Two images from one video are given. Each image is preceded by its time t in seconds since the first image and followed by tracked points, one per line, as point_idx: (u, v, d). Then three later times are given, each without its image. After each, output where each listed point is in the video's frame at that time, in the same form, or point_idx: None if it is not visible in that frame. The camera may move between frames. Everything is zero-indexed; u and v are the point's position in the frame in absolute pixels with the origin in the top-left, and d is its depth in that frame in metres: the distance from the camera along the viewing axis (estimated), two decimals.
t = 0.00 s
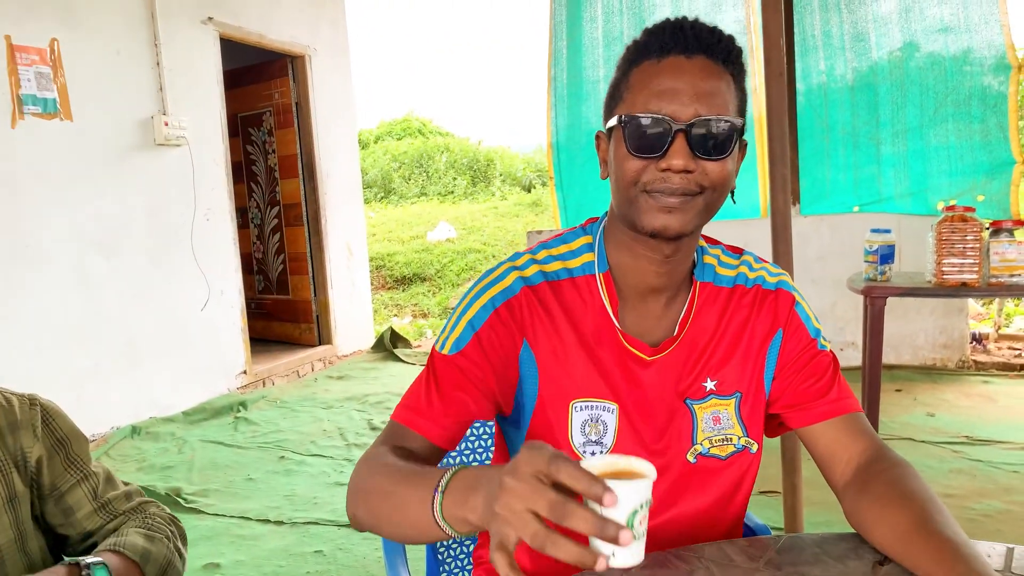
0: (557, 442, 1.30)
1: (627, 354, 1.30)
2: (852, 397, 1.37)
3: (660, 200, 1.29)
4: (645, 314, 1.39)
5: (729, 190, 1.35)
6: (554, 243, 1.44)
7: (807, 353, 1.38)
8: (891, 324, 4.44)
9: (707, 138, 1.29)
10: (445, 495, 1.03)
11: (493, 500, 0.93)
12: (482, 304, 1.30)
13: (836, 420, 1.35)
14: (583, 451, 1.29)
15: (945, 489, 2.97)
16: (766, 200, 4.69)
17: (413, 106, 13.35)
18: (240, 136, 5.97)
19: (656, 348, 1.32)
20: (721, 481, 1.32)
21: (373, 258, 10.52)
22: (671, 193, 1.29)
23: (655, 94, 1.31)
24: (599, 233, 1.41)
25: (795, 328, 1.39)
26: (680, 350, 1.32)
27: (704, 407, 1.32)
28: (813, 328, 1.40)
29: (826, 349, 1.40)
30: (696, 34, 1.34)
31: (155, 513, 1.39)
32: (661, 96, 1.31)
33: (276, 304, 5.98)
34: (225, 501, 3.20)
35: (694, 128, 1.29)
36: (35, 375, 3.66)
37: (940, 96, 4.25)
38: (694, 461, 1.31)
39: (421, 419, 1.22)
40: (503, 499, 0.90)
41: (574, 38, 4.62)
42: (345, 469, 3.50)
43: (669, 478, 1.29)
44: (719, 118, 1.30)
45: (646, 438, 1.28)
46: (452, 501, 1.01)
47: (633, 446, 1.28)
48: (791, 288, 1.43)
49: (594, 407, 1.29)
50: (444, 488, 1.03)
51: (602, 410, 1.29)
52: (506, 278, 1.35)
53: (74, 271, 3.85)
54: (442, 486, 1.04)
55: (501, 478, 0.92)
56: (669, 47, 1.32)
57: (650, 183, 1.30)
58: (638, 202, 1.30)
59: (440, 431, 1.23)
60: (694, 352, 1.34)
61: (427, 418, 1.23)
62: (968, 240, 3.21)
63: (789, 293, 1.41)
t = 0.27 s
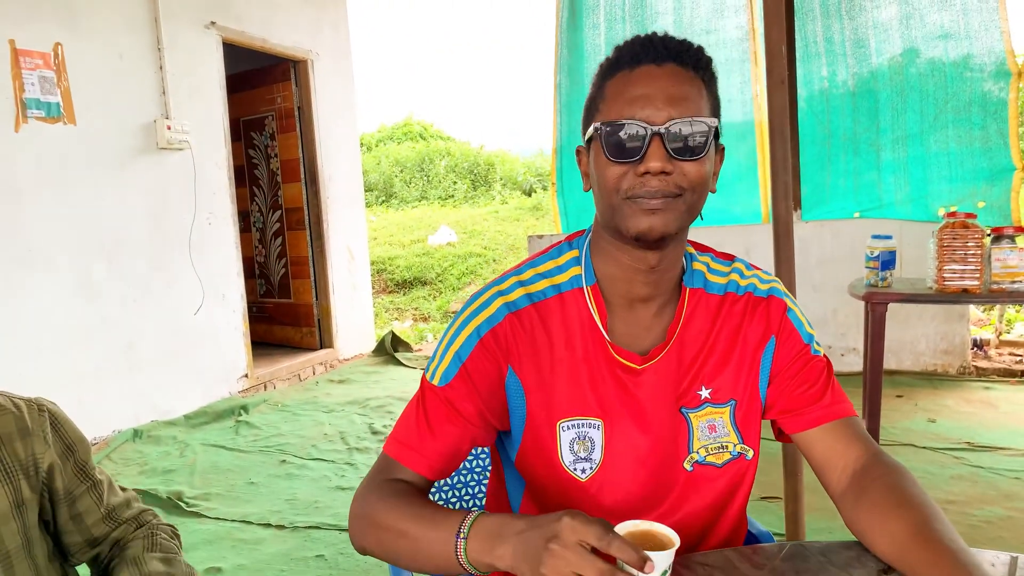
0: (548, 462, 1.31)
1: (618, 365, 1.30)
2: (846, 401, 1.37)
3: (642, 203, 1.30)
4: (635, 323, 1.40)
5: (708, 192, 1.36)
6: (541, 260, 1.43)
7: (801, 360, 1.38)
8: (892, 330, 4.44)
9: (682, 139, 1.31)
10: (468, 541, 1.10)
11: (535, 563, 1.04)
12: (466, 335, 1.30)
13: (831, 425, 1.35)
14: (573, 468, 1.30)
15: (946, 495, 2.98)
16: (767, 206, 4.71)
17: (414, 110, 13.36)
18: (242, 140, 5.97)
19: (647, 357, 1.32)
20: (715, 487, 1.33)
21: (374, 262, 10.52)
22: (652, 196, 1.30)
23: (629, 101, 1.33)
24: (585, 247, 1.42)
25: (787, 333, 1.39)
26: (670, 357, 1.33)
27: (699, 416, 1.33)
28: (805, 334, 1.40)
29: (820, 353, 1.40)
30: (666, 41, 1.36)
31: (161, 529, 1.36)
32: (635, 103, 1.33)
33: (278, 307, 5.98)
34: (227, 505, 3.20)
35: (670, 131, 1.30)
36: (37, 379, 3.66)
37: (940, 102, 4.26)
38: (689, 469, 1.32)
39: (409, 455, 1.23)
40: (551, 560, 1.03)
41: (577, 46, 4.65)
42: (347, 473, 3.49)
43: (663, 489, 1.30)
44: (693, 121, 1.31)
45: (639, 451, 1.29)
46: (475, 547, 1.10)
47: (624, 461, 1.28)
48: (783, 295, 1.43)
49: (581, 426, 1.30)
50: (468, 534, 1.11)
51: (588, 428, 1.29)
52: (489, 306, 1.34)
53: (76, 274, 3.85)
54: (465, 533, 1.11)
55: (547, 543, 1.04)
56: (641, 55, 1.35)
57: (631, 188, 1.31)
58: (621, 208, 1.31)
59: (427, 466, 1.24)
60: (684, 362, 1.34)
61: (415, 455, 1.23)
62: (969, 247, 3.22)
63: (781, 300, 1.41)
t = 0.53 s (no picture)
0: (532, 468, 1.34)
1: (595, 369, 1.34)
2: (824, 396, 1.39)
3: (608, 210, 1.35)
4: (610, 329, 1.43)
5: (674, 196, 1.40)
6: (519, 271, 1.46)
7: (779, 357, 1.39)
8: (893, 334, 4.43)
9: (643, 146, 1.36)
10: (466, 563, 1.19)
11: None
12: (448, 346, 1.34)
13: (809, 420, 1.37)
14: (556, 472, 1.33)
15: (946, 501, 2.97)
16: (767, 210, 4.69)
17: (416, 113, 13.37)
18: (243, 144, 5.98)
19: (624, 361, 1.36)
20: (697, 488, 1.34)
21: (375, 265, 10.53)
22: (618, 203, 1.35)
23: (590, 112, 1.38)
24: (559, 255, 1.47)
25: (764, 333, 1.41)
26: (646, 360, 1.36)
27: (678, 417, 1.36)
28: (783, 331, 1.42)
29: (799, 350, 1.41)
30: (623, 52, 1.41)
31: None
32: (596, 113, 1.38)
33: (279, 311, 5.99)
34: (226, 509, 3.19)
35: (630, 139, 1.35)
36: (37, 382, 3.67)
37: (939, 107, 4.27)
38: (672, 470, 1.34)
39: (399, 472, 1.28)
40: None
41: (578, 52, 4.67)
42: (346, 477, 3.49)
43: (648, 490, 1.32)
44: (653, 128, 1.36)
45: (620, 452, 1.31)
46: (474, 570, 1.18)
47: (604, 463, 1.31)
48: (757, 295, 1.46)
49: (561, 430, 1.33)
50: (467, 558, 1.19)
51: (568, 431, 1.32)
52: (468, 317, 1.37)
53: (76, 278, 3.86)
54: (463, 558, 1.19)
55: (540, 563, 1.15)
56: (599, 67, 1.40)
57: (597, 195, 1.35)
58: (589, 215, 1.36)
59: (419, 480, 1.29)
60: (662, 364, 1.37)
61: (404, 471, 1.28)
62: (969, 252, 3.21)
63: (755, 300, 1.44)
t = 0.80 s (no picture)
0: (517, 473, 1.38)
1: (574, 374, 1.38)
2: (805, 387, 1.40)
3: (590, 217, 1.37)
4: (588, 332, 1.46)
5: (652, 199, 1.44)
6: (495, 279, 1.49)
7: (759, 352, 1.43)
8: (895, 336, 4.42)
9: (622, 152, 1.38)
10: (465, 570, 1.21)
11: None
12: (430, 356, 1.36)
13: (790, 412, 1.38)
14: (540, 476, 1.36)
15: (949, 503, 2.96)
16: (768, 211, 4.68)
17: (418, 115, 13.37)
18: (245, 144, 5.99)
19: (602, 364, 1.39)
20: (680, 486, 1.38)
21: (377, 267, 10.55)
22: (598, 210, 1.38)
23: (567, 118, 1.39)
24: (534, 263, 1.50)
25: (740, 329, 1.45)
26: (623, 364, 1.40)
27: (660, 416, 1.39)
28: (760, 325, 1.46)
29: (778, 345, 1.44)
30: (598, 56, 1.42)
31: None
32: (573, 119, 1.39)
33: (280, 312, 5.99)
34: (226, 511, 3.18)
35: (610, 146, 1.37)
36: (37, 383, 3.67)
37: (942, 109, 4.25)
38: (655, 470, 1.38)
39: (393, 485, 1.28)
40: None
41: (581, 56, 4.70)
42: (347, 479, 3.48)
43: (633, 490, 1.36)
44: (631, 134, 1.38)
45: (602, 454, 1.35)
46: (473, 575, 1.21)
47: (588, 464, 1.35)
48: (732, 293, 1.49)
49: (543, 434, 1.37)
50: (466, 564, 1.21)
51: (549, 436, 1.36)
52: (447, 328, 1.39)
53: (77, 279, 3.86)
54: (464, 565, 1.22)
55: (537, 571, 1.17)
56: (575, 72, 1.41)
57: (578, 203, 1.38)
58: (569, 222, 1.39)
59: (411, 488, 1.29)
60: (638, 366, 1.41)
61: (399, 484, 1.29)
62: (971, 253, 3.20)
63: (731, 298, 1.48)
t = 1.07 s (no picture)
0: (506, 470, 1.38)
1: (561, 373, 1.38)
2: (799, 383, 1.41)
3: (563, 216, 1.37)
4: (576, 330, 1.47)
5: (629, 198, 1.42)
6: (483, 279, 1.50)
7: (753, 347, 1.42)
8: (897, 334, 4.42)
9: (596, 151, 1.37)
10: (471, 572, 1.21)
11: None
12: (419, 356, 1.36)
13: (787, 407, 1.37)
14: (528, 473, 1.37)
15: (951, 501, 2.96)
16: (771, 209, 4.67)
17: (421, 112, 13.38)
18: (247, 142, 5.99)
19: (589, 362, 1.39)
20: (671, 482, 1.38)
21: (380, 264, 10.59)
22: (573, 210, 1.37)
23: (541, 120, 1.39)
24: (523, 263, 1.50)
25: (734, 324, 1.44)
26: (610, 361, 1.40)
27: (651, 413, 1.40)
28: (753, 321, 1.44)
29: (770, 340, 1.44)
30: (570, 57, 1.42)
31: None
32: (547, 121, 1.39)
33: (282, 309, 6.00)
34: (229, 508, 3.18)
35: (583, 146, 1.37)
36: (40, 380, 3.67)
37: (948, 107, 4.24)
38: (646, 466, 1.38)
39: (394, 486, 1.27)
40: None
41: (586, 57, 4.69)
42: (349, 476, 3.48)
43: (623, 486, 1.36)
44: (605, 133, 1.38)
45: (591, 451, 1.36)
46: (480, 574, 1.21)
47: (577, 461, 1.35)
48: (723, 289, 1.48)
49: (531, 432, 1.37)
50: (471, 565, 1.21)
51: (537, 433, 1.37)
52: (435, 326, 1.40)
53: (80, 276, 3.86)
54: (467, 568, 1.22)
55: (545, 569, 1.17)
56: (547, 75, 1.41)
57: (552, 203, 1.38)
58: (546, 223, 1.39)
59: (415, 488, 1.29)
60: (627, 363, 1.41)
61: (404, 483, 1.28)
62: (974, 252, 3.20)
63: (722, 294, 1.47)
